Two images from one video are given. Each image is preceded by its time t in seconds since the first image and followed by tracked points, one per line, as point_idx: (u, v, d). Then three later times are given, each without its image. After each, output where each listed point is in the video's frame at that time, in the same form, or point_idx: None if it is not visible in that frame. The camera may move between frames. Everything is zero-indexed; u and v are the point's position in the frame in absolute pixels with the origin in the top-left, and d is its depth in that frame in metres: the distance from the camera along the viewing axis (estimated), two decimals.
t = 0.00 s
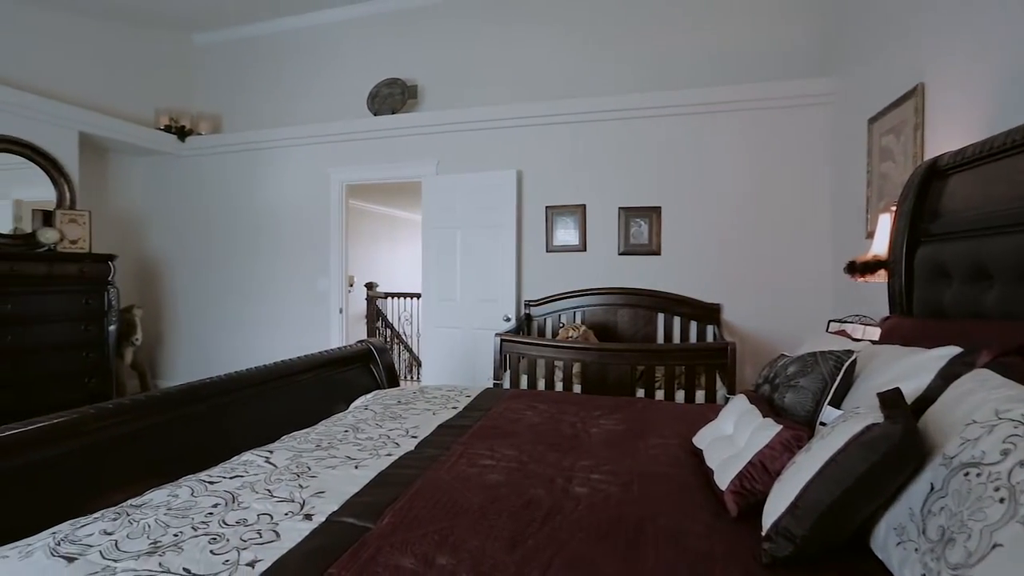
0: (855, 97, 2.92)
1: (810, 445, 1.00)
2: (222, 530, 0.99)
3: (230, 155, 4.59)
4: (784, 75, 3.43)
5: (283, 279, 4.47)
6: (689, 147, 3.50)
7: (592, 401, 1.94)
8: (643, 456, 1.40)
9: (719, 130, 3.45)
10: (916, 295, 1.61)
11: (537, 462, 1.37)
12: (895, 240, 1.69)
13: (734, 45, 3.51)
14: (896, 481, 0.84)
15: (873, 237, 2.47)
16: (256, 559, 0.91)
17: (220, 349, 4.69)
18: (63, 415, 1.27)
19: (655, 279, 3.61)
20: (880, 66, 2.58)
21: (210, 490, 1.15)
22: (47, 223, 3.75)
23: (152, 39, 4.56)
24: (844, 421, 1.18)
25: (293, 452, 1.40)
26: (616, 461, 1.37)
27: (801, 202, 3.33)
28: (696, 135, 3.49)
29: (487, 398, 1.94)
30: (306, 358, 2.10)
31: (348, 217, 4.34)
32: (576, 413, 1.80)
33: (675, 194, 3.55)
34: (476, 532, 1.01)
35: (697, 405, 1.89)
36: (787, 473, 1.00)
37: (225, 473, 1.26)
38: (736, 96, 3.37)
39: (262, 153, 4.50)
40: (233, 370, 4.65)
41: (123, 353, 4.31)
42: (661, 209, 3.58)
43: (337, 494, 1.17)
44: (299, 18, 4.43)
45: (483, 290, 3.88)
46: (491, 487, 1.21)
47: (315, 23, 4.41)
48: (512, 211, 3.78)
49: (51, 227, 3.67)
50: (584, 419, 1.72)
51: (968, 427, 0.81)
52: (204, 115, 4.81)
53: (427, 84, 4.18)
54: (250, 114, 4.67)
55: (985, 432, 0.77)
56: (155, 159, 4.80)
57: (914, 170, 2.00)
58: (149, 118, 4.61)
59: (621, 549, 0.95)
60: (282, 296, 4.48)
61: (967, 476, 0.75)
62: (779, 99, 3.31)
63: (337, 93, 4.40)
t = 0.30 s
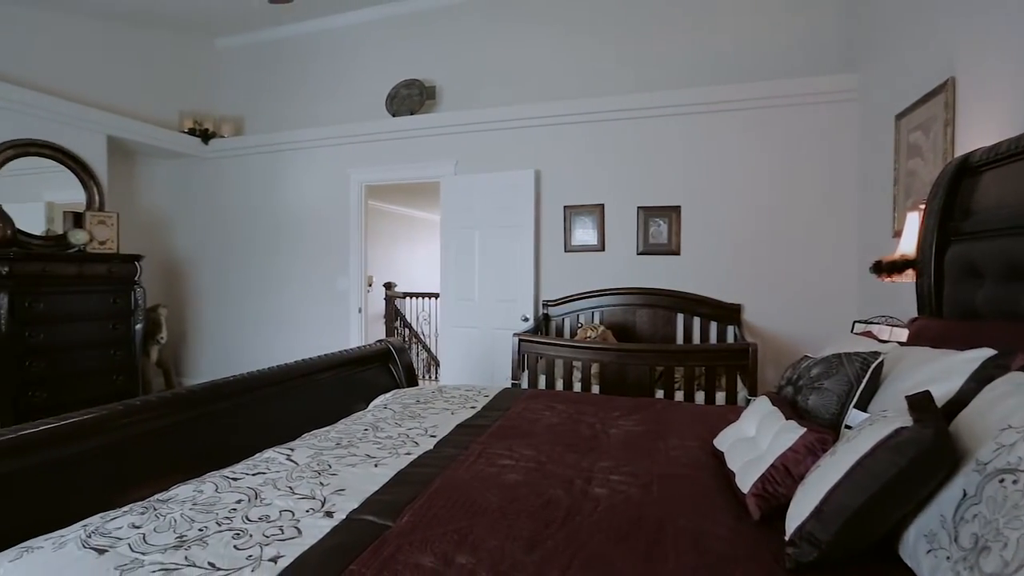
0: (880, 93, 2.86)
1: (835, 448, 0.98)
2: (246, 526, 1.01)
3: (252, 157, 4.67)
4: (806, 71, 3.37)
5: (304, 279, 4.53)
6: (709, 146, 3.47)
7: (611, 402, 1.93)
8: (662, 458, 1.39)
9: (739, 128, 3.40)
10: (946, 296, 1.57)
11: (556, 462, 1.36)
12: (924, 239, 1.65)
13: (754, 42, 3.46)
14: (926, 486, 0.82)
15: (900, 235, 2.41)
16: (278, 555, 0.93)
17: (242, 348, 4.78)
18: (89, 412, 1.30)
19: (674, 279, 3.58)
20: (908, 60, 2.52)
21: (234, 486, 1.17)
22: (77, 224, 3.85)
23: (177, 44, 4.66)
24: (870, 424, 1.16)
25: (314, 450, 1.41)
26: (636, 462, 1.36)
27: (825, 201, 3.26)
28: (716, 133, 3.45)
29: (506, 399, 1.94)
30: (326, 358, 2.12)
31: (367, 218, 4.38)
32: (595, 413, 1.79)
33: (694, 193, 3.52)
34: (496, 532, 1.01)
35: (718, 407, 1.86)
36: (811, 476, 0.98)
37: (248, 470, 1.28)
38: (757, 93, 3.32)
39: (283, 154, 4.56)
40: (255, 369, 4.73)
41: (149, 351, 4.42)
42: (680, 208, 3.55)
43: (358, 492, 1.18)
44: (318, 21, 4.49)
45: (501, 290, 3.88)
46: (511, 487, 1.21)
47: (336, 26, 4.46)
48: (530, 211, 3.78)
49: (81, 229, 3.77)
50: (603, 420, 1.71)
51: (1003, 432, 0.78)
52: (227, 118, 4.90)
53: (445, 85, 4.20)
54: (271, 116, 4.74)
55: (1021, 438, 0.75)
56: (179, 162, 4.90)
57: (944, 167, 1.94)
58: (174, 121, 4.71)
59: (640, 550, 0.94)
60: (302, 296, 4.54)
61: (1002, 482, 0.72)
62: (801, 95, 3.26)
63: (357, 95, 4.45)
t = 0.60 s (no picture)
0: (911, 88, 2.79)
1: (863, 452, 0.96)
2: (269, 522, 1.03)
3: (275, 159, 4.74)
4: (830, 67, 3.31)
5: (325, 279, 4.59)
6: (730, 144, 3.42)
7: (630, 402, 1.91)
8: (683, 460, 1.37)
9: (762, 125, 3.35)
10: (979, 297, 1.52)
11: (576, 463, 1.36)
12: (956, 239, 1.61)
13: (777, 37, 3.40)
14: (959, 493, 0.80)
15: (931, 234, 2.35)
16: (301, 551, 0.94)
17: (264, 347, 4.85)
18: (117, 409, 1.33)
19: (695, 279, 3.54)
20: (940, 54, 2.45)
21: (258, 483, 1.19)
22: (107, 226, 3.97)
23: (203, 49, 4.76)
24: (899, 428, 1.13)
25: (335, 448, 1.43)
26: (656, 464, 1.35)
27: (851, 199, 3.20)
28: (738, 131, 3.40)
29: (524, 400, 1.94)
30: (347, 357, 2.14)
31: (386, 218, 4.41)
32: (614, 414, 1.78)
33: (716, 192, 3.47)
34: (516, 532, 1.01)
35: (740, 409, 1.84)
36: (838, 480, 0.95)
37: (270, 467, 1.30)
38: (780, 90, 3.27)
39: (305, 156, 4.63)
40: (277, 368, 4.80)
41: (175, 349, 4.52)
42: (701, 207, 3.51)
43: (378, 491, 1.19)
44: (339, 23, 4.55)
45: (520, 290, 3.88)
46: (531, 488, 1.21)
47: (357, 28, 4.51)
48: (549, 211, 3.78)
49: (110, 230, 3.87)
50: (623, 421, 1.70)
51: None
52: (250, 120, 5.00)
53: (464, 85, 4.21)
54: (293, 118, 4.82)
55: None
56: (204, 164, 5.01)
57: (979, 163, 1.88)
58: (198, 124, 4.81)
59: (661, 553, 0.93)
60: (323, 296, 4.60)
61: None
62: (825, 92, 3.20)
63: (377, 97, 4.49)
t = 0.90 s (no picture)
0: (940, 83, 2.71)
1: (892, 456, 0.93)
2: (291, 518, 1.04)
3: (296, 161, 4.81)
4: (856, 62, 3.23)
5: (345, 279, 4.64)
6: (752, 142, 3.37)
7: (650, 403, 1.90)
8: (704, 462, 1.36)
9: (785, 123, 3.30)
10: (1014, 298, 1.48)
11: (595, 464, 1.35)
12: (989, 238, 1.56)
13: (802, 32, 3.33)
14: (995, 503, 0.77)
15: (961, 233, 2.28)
16: (322, 548, 0.95)
17: (285, 346, 4.93)
18: (140, 407, 1.36)
19: (715, 278, 3.49)
20: (972, 47, 2.38)
21: (280, 480, 1.21)
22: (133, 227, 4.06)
23: (226, 52, 4.85)
24: (929, 432, 1.10)
25: (355, 446, 1.45)
26: (676, 465, 1.33)
27: (878, 197, 3.12)
28: (760, 129, 3.35)
29: (543, 400, 1.94)
30: (366, 356, 2.16)
31: (405, 219, 4.45)
32: (633, 414, 1.76)
33: (737, 191, 3.43)
34: (535, 532, 1.01)
35: (762, 410, 1.81)
36: (864, 485, 0.93)
37: (292, 464, 1.32)
38: (804, 86, 3.21)
39: (325, 157, 4.69)
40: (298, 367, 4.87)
41: (198, 348, 4.62)
42: (721, 206, 3.47)
43: (398, 489, 1.20)
44: (359, 25, 4.59)
45: (538, 290, 3.88)
46: (550, 488, 1.20)
47: (377, 30, 4.55)
48: (567, 211, 3.76)
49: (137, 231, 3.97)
50: (642, 422, 1.69)
51: None
52: (271, 122, 5.07)
53: (482, 86, 4.22)
54: (314, 120, 4.87)
55: None
56: (226, 166, 5.10)
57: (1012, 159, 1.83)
58: (221, 127, 4.90)
59: (681, 556, 0.92)
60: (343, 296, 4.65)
61: None
62: (851, 87, 3.13)
63: (396, 98, 4.52)
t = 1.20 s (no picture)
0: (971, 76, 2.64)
1: (921, 460, 0.91)
2: (312, 515, 1.05)
3: (316, 162, 4.87)
4: (882, 57, 3.16)
5: (364, 279, 4.68)
6: (774, 140, 3.32)
7: (670, 404, 1.88)
8: (726, 464, 1.34)
9: (808, 120, 3.24)
10: None
11: (614, 465, 1.34)
12: None
13: (826, 27, 3.27)
14: None
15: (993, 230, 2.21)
16: (342, 545, 0.96)
17: (306, 345, 4.99)
18: (164, 404, 1.39)
19: (736, 279, 3.45)
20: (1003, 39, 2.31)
21: (301, 477, 1.23)
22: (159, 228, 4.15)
23: (248, 56, 4.94)
24: (961, 436, 1.07)
25: (374, 445, 1.46)
26: (697, 468, 1.32)
27: (905, 195, 3.05)
28: (782, 126, 3.30)
29: (561, 400, 1.93)
30: (386, 355, 2.18)
31: (423, 219, 4.47)
32: (653, 415, 1.75)
33: (759, 189, 3.38)
34: (554, 532, 1.01)
35: (784, 412, 1.78)
36: (892, 490, 0.91)
37: (313, 462, 1.33)
38: (827, 83, 3.16)
39: (345, 158, 4.74)
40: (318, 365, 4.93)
41: (221, 346, 4.70)
42: (742, 205, 3.42)
43: (417, 488, 1.21)
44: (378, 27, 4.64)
45: (556, 290, 3.87)
46: (568, 489, 1.20)
47: (396, 32, 4.58)
48: (585, 210, 3.75)
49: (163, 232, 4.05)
50: (662, 423, 1.67)
51: None
52: (292, 124, 5.15)
53: (500, 86, 4.23)
54: (334, 121, 4.93)
55: None
56: (248, 168, 5.19)
57: None
58: (243, 129, 4.99)
59: (702, 559, 0.91)
60: (363, 295, 4.70)
61: None
62: (876, 83, 3.07)
63: (415, 99, 4.55)
